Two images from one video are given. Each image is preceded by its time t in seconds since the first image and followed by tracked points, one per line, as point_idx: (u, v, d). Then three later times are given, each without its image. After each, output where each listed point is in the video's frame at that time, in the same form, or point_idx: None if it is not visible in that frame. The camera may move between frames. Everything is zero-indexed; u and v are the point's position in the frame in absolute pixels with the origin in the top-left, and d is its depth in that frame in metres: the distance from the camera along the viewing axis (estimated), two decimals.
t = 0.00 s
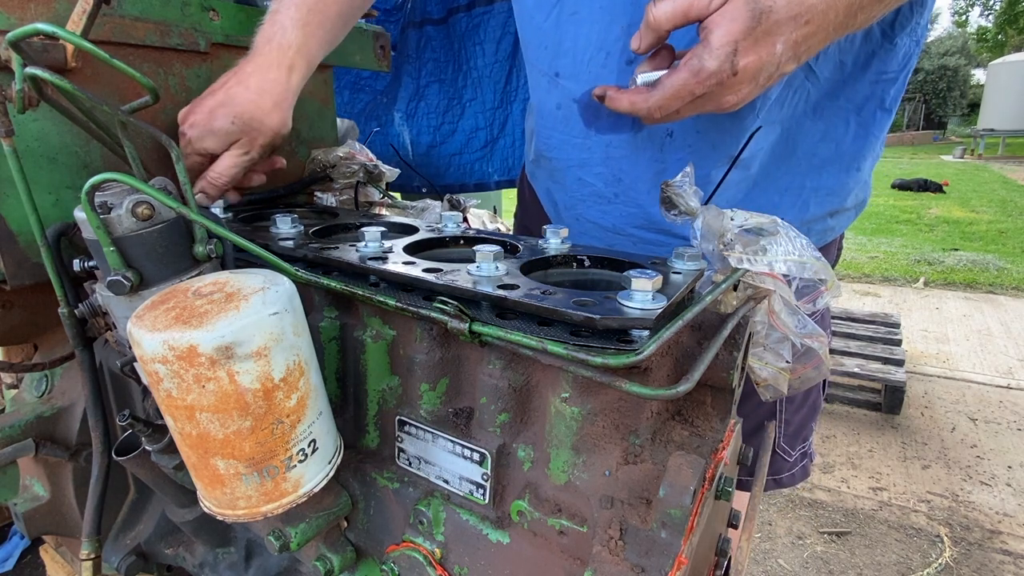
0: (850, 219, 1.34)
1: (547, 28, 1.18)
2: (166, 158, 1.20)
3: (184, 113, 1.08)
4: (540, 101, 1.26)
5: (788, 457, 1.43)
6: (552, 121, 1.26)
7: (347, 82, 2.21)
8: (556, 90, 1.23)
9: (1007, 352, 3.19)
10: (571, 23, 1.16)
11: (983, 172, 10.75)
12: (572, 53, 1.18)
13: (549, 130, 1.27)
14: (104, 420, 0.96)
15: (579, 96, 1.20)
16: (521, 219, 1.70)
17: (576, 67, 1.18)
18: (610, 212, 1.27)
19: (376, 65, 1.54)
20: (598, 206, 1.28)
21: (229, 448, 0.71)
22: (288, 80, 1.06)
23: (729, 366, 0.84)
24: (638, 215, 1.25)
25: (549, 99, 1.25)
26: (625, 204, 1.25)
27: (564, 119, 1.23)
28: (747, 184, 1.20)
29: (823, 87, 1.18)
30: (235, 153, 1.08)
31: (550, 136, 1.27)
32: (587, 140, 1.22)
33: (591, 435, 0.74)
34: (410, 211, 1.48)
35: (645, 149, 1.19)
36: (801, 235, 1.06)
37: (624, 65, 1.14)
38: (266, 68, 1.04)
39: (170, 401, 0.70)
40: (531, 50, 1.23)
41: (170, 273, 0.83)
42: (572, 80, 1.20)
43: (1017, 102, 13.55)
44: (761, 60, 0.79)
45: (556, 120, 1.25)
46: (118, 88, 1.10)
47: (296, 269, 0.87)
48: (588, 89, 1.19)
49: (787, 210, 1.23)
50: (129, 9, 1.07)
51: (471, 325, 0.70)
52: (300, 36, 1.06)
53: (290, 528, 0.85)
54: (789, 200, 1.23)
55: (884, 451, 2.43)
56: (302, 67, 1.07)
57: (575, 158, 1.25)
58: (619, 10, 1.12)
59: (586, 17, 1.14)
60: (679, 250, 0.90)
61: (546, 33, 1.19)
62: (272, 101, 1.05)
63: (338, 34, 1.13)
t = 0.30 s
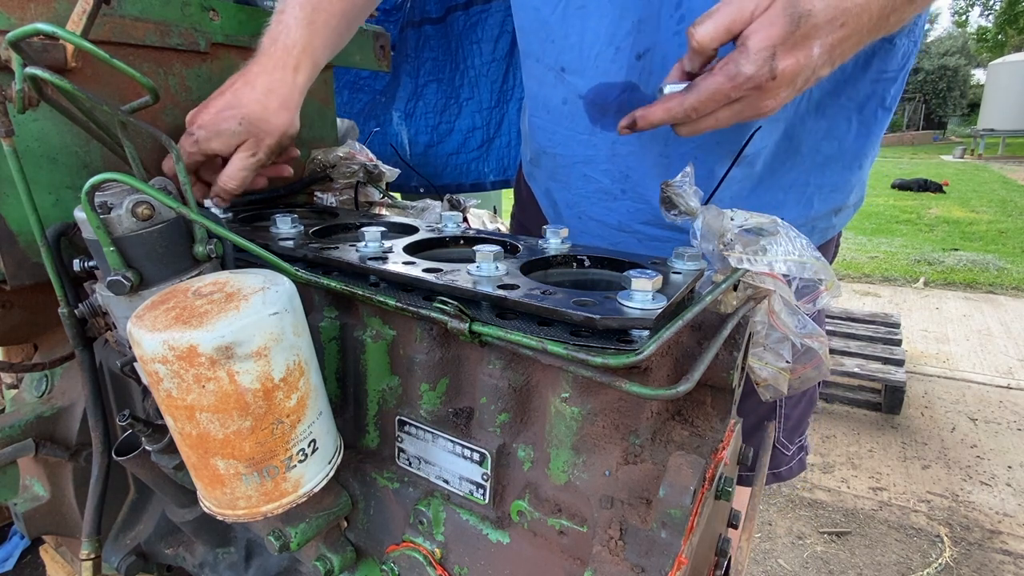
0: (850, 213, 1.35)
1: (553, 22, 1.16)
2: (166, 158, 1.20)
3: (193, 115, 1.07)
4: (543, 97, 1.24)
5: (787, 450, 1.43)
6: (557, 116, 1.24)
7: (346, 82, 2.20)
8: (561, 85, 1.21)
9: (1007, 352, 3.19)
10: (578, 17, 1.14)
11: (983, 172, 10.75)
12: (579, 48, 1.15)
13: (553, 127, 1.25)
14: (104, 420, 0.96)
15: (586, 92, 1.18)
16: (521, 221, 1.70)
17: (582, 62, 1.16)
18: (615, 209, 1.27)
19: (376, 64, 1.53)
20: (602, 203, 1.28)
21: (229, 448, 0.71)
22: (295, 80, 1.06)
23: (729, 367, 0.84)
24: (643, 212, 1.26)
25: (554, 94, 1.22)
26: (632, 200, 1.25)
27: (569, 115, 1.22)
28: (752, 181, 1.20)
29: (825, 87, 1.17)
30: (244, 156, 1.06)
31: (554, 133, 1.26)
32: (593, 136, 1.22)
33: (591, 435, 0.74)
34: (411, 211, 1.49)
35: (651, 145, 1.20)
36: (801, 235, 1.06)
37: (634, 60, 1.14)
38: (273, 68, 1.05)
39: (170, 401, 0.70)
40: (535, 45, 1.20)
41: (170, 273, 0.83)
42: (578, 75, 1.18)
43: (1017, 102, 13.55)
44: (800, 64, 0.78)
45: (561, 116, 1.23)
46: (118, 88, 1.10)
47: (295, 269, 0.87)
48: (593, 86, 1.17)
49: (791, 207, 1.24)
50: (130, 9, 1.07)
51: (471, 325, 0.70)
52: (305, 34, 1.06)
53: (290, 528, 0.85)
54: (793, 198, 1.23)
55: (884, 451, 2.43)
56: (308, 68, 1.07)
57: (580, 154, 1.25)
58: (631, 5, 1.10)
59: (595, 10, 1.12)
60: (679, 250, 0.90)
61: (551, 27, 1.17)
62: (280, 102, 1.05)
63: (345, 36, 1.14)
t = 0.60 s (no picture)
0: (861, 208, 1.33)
1: (564, 18, 1.16)
2: (166, 158, 1.20)
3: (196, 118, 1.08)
4: (554, 94, 1.24)
5: (791, 450, 1.43)
6: (568, 113, 1.23)
7: (346, 82, 2.20)
8: (572, 83, 1.20)
9: (1007, 352, 3.19)
10: (591, 13, 1.13)
11: (983, 172, 10.75)
12: (592, 45, 1.15)
13: (564, 124, 1.25)
14: (104, 420, 0.96)
15: (598, 88, 1.18)
16: (521, 221, 1.70)
17: (595, 58, 1.16)
18: (627, 207, 1.27)
19: (376, 64, 1.53)
20: (615, 201, 1.28)
21: (229, 448, 0.71)
22: (297, 83, 1.05)
23: (729, 366, 0.84)
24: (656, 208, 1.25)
25: (566, 91, 1.22)
26: (645, 197, 1.25)
27: (581, 112, 1.22)
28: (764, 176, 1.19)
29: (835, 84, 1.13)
30: (244, 158, 1.07)
31: (564, 131, 1.26)
32: (606, 133, 1.22)
33: (591, 435, 0.74)
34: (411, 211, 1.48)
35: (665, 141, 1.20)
36: (801, 235, 1.06)
37: (647, 56, 1.13)
38: (276, 72, 1.04)
39: (170, 401, 0.70)
40: (545, 42, 1.20)
41: (170, 273, 0.83)
42: (591, 72, 1.17)
43: (1017, 102, 13.55)
44: (843, 44, 0.77)
45: (571, 113, 1.23)
46: (118, 88, 1.10)
47: (295, 269, 0.87)
48: (607, 82, 1.17)
49: (805, 202, 1.22)
50: (130, 9, 1.07)
51: (471, 325, 0.70)
52: (307, 37, 1.05)
53: (290, 528, 0.85)
54: (807, 193, 1.21)
55: (884, 451, 2.43)
56: (310, 71, 1.07)
57: (593, 152, 1.25)
58: None
59: (609, 7, 1.12)
60: (679, 250, 0.90)
61: (563, 24, 1.17)
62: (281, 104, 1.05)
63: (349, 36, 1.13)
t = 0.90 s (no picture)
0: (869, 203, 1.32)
1: (575, 20, 1.15)
2: (166, 158, 1.20)
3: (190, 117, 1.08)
4: (563, 96, 1.23)
5: (794, 450, 1.43)
6: (577, 115, 1.23)
7: (346, 82, 2.20)
8: (582, 84, 1.20)
9: (1007, 351, 3.19)
10: (601, 14, 1.13)
11: (983, 172, 10.75)
12: (603, 46, 1.15)
13: (573, 126, 1.24)
14: (104, 420, 0.96)
15: (609, 89, 1.18)
16: (520, 221, 1.69)
17: (605, 59, 1.15)
18: (637, 208, 1.27)
19: (376, 64, 1.53)
20: (625, 202, 1.28)
21: (229, 448, 0.71)
22: (289, 82, 1.05)
23: (729, 367, 0.84)
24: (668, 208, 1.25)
25: (574, 93, 1.21)
26: (654, 199, 1.25)
27: (591, 114, 1.21)
28: (774, 174, 1.17)
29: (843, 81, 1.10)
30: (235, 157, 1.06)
31: (573, 133, 1.25)
32: (616, 134, 1.21)
33: (591, 435, 0.74)
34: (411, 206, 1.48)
35: (676, 141, 1.20)
36: (801, 235, 1.06)
37: (657, 56, 1.13)
38: (269, 70, 1.04)
39: (170, 401, 0.70)
40: (555, 43, 1.19)
41: (170, 273, 0.83)
42: (601, 73, 1.17)
43: (1017, 102, 13.55)
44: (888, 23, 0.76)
45: (581, 115, 1.22)
46: (118, 88, 1.10)
47: (296, 269, 0.87)
48: (617, 82, 1.17)
49: (813, 198, 1.20)
50: (129, 9, 1.07)
51: (471, 325, 0.70)
52: (300, 37, 1.05)
53: (290, 528, 0.85)
54: (816, 189, 1.20)
55: (884, 451, 2.43)
56: (304, 70, 1.06)
57: (602, 153, 1.24)
58: None
59: (618, 7, 1.11)
60: (679, 250, 0.90)
61: (573, 25, 1.16)
62: (274, 104, 1.04)
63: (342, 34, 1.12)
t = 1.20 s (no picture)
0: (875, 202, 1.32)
1: (587, 25, 1.15)
2: (166, 158, 1.20)
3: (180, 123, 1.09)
4: (571, 102, 1.23)
5: (794, 447, 1.43)
6: (586, 121, 1.22)
7: (345, 82, 2.20)
8: (592, 89, 1.20)
9: (1007, 352, 3.19)
10: (614, 19, 1.13)
11: (983, 172, 10.74)
12: (615, 50, 1.15)
13: (582, 132, 1.24)
14: (104, 420, 0.96)
15: (620, 93, 1.17)
16: (520, 221, 1.70)
17: (617, 63, 1.15)
18: (645, 212, 1.27)
19: (376, 64, 1.53)
20: (633, 206, 1.27)
21: (229, 448, 0.71)
22: (278, 87, 1.05)
23: (729, 366, 0.84)
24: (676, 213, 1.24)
25: (584, 99, 1.21)
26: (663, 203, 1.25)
27: (600, 119, 1.21)
28: (783, 169, 1.17)
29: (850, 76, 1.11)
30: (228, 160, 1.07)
31: (581, 138, 1.25)
32: (625, 138, 1.21)
33: (591, 435, 0.74)
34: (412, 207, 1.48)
35: (694, 145, 1.17)
36: (801, 235, 1.06)
37: (670, 61, 1.12)
38: (257, 75, 1.04)
39: (170, 401, 0.70)
40: (564, 48, 1.19)
41: (170, 273, 0.83)
42: (613, 76, 1.17)
43: (1017, 102, 13.55)
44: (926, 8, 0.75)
45: (590, 120, 1.22)
46: (118, 88, 1.10)
47: (296, 269, 0.87)
48: (628, 86, 1.17)
49: (819, 196, 1.20)
50: (129, 9, 1.07)
51: (471, 325, 0.70)
52: (289, 41, 1.04)
53: (290, 528, 0.85)
54: (823, 185, 1.20)
55: (884, 451, 2.43)
56: (293, 75, 1.06)
57: (610, 158, 1.24)
58: (667, 3, 1.09)
59: (631, 12, 1.11)
60: (679, 250, 0.90)
61: (585, 31, 1.16)
62: (260, 108, 1.04)
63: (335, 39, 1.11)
